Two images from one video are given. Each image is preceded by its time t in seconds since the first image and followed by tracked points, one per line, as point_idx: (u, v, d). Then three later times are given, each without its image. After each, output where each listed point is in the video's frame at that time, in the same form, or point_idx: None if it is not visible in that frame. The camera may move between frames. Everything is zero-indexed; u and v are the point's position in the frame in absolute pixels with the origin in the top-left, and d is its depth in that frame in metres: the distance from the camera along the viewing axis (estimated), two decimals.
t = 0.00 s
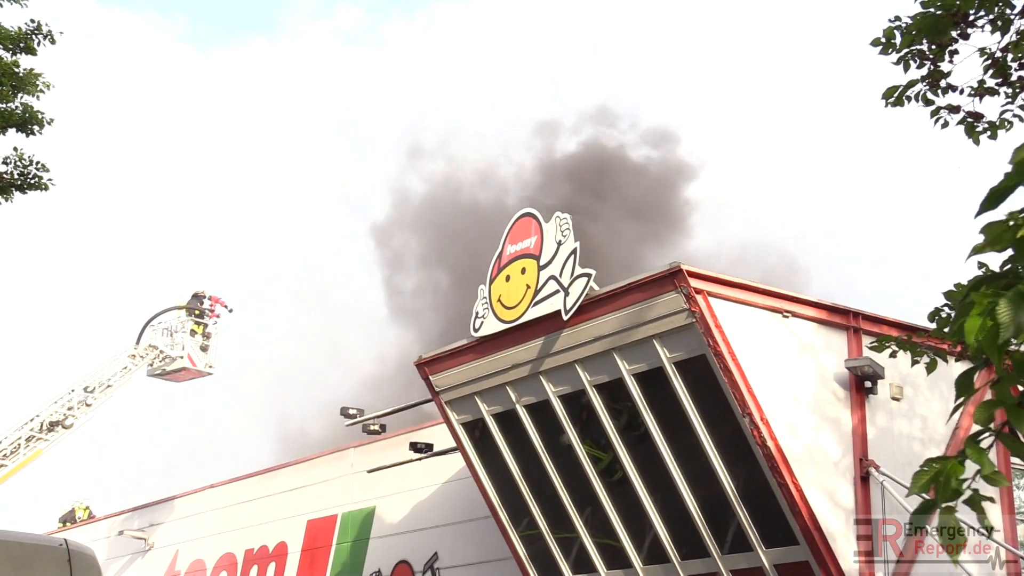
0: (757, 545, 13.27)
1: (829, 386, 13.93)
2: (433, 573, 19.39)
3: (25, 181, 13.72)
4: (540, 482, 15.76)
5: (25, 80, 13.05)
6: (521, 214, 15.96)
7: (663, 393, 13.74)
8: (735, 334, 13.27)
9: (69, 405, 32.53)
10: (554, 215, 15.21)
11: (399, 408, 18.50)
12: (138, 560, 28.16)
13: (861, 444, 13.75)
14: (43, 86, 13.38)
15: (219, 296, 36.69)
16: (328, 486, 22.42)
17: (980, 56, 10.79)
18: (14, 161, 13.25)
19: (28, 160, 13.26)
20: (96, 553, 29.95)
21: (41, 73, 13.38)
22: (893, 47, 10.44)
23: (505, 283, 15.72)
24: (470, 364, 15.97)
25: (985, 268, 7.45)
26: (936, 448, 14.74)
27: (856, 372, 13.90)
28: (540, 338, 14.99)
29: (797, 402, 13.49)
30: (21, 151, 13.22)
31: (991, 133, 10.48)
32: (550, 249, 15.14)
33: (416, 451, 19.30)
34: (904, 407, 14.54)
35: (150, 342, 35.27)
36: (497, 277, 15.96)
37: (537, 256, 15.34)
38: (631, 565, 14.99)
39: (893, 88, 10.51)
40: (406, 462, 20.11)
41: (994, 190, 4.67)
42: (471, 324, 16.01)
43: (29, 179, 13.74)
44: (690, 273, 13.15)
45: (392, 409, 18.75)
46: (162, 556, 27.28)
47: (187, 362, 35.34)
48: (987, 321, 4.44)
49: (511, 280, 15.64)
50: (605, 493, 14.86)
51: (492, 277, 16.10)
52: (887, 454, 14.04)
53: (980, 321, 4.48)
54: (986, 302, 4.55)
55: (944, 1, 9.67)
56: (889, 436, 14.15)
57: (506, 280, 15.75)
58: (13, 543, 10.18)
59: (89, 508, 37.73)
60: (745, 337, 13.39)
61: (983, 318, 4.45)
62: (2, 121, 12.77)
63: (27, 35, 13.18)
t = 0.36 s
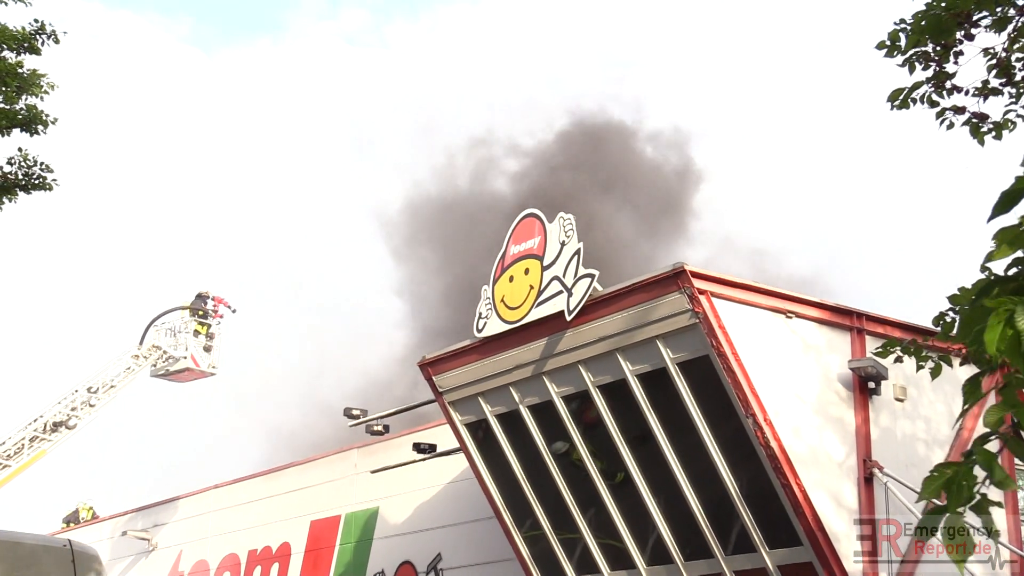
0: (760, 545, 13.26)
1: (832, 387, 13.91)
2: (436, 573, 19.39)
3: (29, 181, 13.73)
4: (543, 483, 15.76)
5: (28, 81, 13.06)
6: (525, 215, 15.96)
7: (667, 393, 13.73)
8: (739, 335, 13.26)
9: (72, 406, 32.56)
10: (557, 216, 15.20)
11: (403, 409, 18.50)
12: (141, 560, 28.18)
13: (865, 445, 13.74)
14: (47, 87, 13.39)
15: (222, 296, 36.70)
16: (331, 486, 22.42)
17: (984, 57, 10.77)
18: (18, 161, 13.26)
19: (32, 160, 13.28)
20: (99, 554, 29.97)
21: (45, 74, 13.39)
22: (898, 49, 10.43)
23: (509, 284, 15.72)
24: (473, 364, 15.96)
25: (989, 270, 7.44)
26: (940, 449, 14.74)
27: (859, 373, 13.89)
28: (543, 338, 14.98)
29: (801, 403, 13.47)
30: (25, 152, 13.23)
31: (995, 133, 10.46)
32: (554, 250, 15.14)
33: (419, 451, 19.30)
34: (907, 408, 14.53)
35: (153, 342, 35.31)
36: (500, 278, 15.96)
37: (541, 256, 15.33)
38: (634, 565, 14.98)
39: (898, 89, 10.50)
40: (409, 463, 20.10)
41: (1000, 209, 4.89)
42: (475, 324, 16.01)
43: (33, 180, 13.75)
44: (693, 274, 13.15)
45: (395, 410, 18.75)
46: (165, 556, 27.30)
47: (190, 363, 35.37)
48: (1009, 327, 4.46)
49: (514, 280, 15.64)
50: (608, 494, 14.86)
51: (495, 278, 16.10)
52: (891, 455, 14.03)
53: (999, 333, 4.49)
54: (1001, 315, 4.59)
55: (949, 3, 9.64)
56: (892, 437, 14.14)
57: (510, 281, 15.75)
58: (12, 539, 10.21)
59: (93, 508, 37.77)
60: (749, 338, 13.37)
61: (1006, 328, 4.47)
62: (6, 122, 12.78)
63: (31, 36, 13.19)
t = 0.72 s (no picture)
0: (763, 547, 13.25)
1: (835, 388, 13.90)
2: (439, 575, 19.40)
3: (31, 183, 13.74)
4: (545, 484, 15.75)
5: (30, 84, 13.07)
6: (527, 216, 15.95)
7: (669, 394, 13.73)
8: (741, 336, 13.25)
9: (75, 408, 32.58)
10: (560, 218, 15.19)
11: (405, 411, 18.50)
12: (143, 563, 28.19)
13: (868, 446, 13.74)
14: (49, 91, 13.40)
15: (225, 298, 36.65)
16: (334, 488, 22.43)
17: (986, 57, 10.76)
18: (20, 164, 13.27)
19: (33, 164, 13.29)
20: (102, 556, 29.98)
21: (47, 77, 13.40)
22: (899, 49, 10.42)
23: (511, 285, 15.71)
24: (476, 366, 15.95)
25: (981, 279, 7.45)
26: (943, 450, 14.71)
27: (862, 374, 13.88)
28: (546, 340, 14.98)
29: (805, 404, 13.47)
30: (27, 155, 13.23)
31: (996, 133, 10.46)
32: (556, 251, 15.13)
33: (422, 453, 19.28)
34: (910, 409, 14.51)
35: (155, 345, 35.31)
36: (503, 279, 15.96)
37: (543, 258, 15.33)
38: (636, 567, 14.97)
39: (900, 89, 10.50)
40: (411, 465, 20.10)
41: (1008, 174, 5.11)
42: (477, 326, 16.01)
43: (35, 182, 13.76)
44: (696, 275, 13.14)
45: (398, 412, 18.75)
46: (168, 558, 27.32)
47: (193, 365, 35.37)
48: (1007, 295, 4.68)
49: (517, 282, 15.63)
50: (611, 495, 14.85)
51: (497, 279, 16.09)
52: (893, 456, 14.01)
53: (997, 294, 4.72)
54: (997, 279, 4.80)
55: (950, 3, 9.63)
56: (895, 438, 14.12)
57: (512, 282, 15.74)
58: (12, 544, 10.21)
59: (95, 511, 37.81)
60: (752, 339, 13.36)
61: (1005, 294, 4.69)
62: (8, 125, 12.78)
63: (33, 38, 13.21)
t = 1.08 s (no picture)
0: (765, 548, 13.25)
1: (836, 388, 13.90)
2: None
3: (33, 186, 13.75)
4: (546, 485, 15.75)
5: (31, 86, 13.09)
6: (528, 217, 15.96)
7: (670, 395, 13.73)
8: (743, 337, 13.25)
9: (76, 410, 32.62)
10: (561, 219, 15.20)
11: (407, 412, 18.51)
12: (145, 565, 28.19)
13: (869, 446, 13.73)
14: (50, 93, 13.42)
15: (226, 300, 36.75)
16: (335, 490, 22.43)
17: (989, 57, 10.77)
18: (21, 166, 13.28)
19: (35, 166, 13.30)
20: (104, 558, 29.97)
21: (48, 79, 13.42)
22: (900, 47, 10.44)
23: (512, 287, 15.72)
24: (478, 367, 15.96)
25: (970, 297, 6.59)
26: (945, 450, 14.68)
27: (863, 375, 13.88)
28: (547, 341, 14.98)
29: (807, 404, 13.48)
30: (28, 157, 13.25)
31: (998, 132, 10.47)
32: (557, 252, 15.14)
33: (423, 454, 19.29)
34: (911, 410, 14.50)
35: (157, 346, 35.34)
36: (504, 280, 15.96)
37: (544, 259, 15.34)
38: (638, 568, 14.97)
39: (902, 88, 10.51)
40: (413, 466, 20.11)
41: (964, 171, 4.75)
42: (478, 328, 16.02)
43: (37, 185, 13.77)
44: (697, 276, 13.14)
45: (399, 413, 18.76)
46: (169, 560, 27.32)
47: (194, 367, 35.39)
48: (967, 279, 4.34)
49: (518, 283, 15.64)
50: (612, 496, 14.85)
51: (498, 280, 16.10)
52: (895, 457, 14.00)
53: (953, 286, 4.37)
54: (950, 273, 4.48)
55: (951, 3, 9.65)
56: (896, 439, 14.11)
57: (513, 284, 15.75)
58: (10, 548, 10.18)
59: (97, 513, 37.83)
60: (753, 340, 13.36)
61: (967, 282, 4.33)
62: (10, 127, 12.80)
63: (34, 41, 13.22)
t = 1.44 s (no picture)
0: (773, 548, 13.22)
1: (844, 386, 13.87)
2: None
3: (40, 189, 13.78)
4: (554, 485, 15.74)
5: (38, 89, 13.12)
6: (534, 217, 15.95)
7: (677, 395, 13.71)
8: (750, 337, 13.23)
9: (84, 411, 32.69)
10: (567, 219, 15.19)
11: (414, 412, 18.51)
12: (153, 565, 28.23)
13: (877, 445, 13.68)
14: (57, 95, 13.45)
15: (232, 301, 36.81)
16: (343, 491, 22.44)
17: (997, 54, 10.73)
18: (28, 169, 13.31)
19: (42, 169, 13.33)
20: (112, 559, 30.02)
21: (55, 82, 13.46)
22: (908, 46, 10.40)
23: (519, 287, 15.71)
24: (484, 367, 15.95)
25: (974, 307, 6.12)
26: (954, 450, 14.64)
27: (871, 374, 13.84)
28: (554, 341, 14.97)
29: (816, 403, 13.45)
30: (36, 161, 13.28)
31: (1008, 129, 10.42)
32: (564, 252, 15.13)
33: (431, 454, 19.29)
34: (919, 409, 14.46)
35: (164, 347, 35.42)
36: (510, 280, 15.96)
37: (551, 259, 15.33)
38: (646, 568, 14.95)
39: (910, 87, 10.47)
40: (421, 467, 20.11)
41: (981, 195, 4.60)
42: (485, 328, 16.01)
43: (44, 188, 13.80)
44: (704, 276, 13.12)
45: (407, 414, 18.76)
46: (177, 561, 27.37)
47: (201, 368, 35.40)
48: (988, 310, 4.22)
49: (524, 283, 15.63)
50: (620, 496, 14.84)
51: (505, 280, 16.09)
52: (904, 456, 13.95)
53: (971, 316, 4.25)
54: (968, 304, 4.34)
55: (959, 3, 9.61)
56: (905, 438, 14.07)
57: (520, 284, 15.74)
58: (25, 550, 10.23)
59: (105, 513, 37.93)
60: (760, 339, 13.33)
61: (986, 312, 4.21)
62: (17, 131, 12.83)
63: (40, 45, 13.26)
